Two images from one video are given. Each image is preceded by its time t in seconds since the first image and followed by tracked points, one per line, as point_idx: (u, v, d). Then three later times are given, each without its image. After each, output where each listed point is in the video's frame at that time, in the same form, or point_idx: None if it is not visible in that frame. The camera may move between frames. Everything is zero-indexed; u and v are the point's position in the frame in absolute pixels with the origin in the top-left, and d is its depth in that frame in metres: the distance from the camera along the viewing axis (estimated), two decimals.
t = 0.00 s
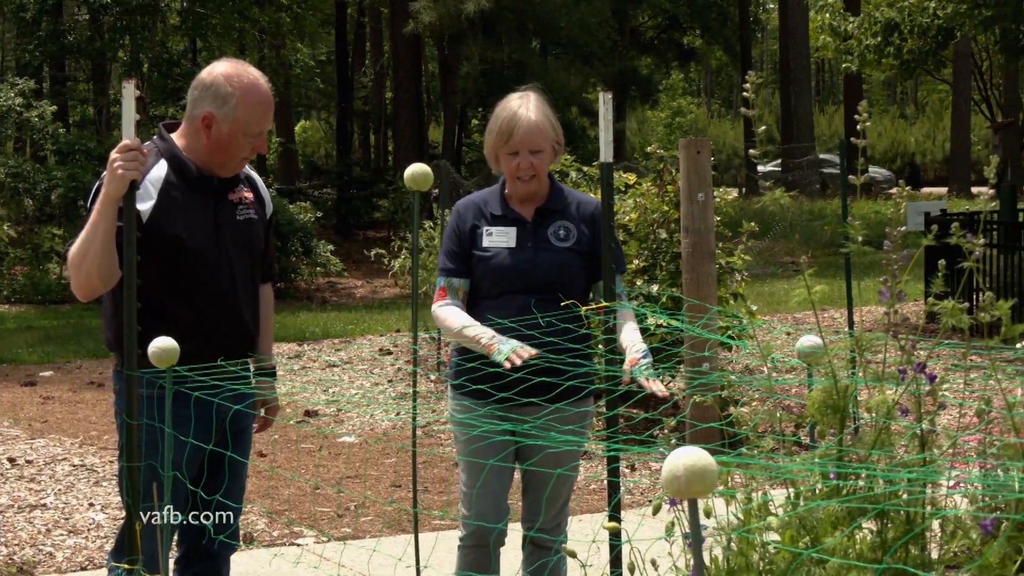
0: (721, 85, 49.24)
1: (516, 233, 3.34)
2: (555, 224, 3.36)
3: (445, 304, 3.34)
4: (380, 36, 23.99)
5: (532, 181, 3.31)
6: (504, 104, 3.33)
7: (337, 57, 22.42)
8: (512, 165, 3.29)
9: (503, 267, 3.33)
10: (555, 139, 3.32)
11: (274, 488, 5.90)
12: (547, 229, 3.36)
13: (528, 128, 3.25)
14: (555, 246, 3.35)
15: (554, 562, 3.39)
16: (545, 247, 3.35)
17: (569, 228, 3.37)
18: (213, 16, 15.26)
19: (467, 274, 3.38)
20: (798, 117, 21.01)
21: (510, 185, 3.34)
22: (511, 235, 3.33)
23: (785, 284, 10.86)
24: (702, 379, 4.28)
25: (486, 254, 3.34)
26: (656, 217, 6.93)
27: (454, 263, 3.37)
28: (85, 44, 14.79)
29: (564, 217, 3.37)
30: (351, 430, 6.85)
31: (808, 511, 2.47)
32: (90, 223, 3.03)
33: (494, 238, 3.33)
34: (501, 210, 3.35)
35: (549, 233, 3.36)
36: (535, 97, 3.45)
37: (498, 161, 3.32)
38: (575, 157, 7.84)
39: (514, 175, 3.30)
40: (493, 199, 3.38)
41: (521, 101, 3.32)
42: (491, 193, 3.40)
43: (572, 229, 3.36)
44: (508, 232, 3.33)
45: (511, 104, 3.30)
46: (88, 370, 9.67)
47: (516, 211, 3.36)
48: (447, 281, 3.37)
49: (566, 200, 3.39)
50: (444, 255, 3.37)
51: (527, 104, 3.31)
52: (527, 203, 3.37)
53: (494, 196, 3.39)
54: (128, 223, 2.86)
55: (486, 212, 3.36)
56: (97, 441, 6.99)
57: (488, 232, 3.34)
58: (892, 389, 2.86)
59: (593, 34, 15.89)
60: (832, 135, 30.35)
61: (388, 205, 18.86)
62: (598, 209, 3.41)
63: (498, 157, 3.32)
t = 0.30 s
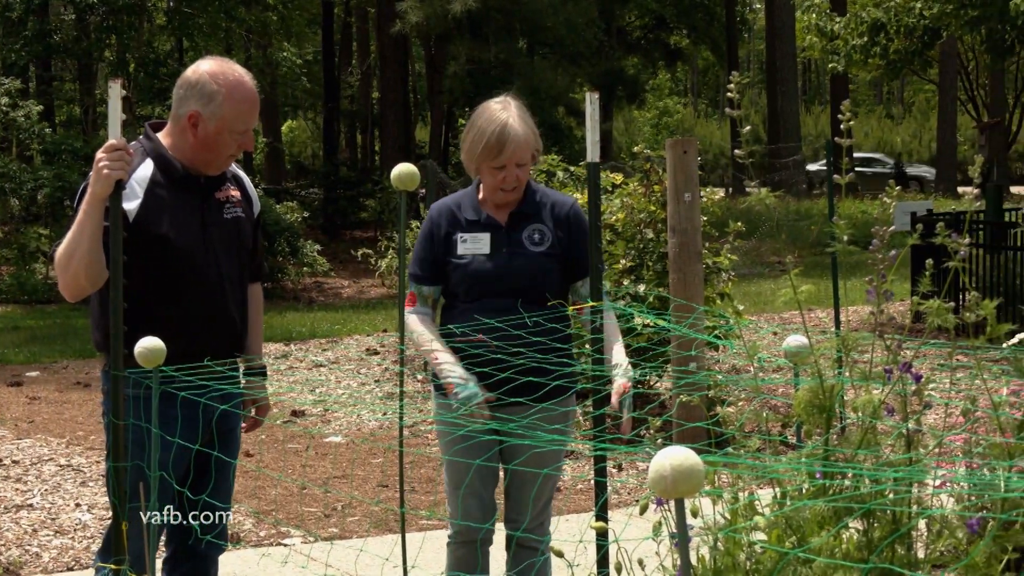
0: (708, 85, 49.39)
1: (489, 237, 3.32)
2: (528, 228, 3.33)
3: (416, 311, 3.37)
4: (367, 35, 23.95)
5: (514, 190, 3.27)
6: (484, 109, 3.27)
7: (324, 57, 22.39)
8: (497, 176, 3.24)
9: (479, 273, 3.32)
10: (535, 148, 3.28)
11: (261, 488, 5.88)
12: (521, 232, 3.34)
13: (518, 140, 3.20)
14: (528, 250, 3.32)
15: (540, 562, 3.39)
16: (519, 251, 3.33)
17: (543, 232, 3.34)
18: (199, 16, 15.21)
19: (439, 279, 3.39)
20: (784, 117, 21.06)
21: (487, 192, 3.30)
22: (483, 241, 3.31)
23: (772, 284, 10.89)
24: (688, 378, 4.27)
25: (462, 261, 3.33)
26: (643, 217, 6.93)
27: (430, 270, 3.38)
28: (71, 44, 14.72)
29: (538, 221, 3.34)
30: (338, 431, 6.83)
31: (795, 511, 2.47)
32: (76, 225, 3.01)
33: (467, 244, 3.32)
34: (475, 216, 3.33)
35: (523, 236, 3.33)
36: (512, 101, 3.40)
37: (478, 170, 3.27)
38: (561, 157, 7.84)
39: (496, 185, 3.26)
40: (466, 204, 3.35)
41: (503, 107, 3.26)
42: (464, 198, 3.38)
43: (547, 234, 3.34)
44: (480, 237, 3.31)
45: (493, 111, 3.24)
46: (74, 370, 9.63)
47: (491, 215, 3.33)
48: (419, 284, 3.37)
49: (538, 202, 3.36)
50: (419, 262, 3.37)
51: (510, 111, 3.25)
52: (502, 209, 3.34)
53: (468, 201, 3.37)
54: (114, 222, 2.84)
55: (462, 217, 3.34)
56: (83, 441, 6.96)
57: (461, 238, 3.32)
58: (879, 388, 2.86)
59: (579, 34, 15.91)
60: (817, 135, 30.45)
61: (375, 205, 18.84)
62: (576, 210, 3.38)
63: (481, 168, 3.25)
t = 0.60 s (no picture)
0: (701, 85, 49.51)
1: (475, 258, 3.28)
2: (514, 250, 3.29)
3: (404, 322, 3.34)
4: (358, 36, 23.91)
5: (503, 218, 3.19)
6: (475, 135, 3.17)
7: (316, 57, 22.34)
8: (488, 207, 3.14)
9: (466, 290, 3.30)
10: (526, 175, 3.18)
11: (253, 488, 5.87)
12: (507, 254, 3.29)
13: (512, 173, 3.10)
14: (513, 274, 3.30)
15: (533, 563, 3.37)
16: (504, 272, 3.30)
17: (530, 254, 3.30)
18: (191, 15, 15.15)
19: (423, 292, 3.37)
20: (776, 118, 21.08)
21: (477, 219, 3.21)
22: (468, 262, 3.27)
23: (763, 284, 10.90)
24: (680, 379, 4.26)
25: (447, 277, 3.30)
26: (634, 217, 6.94)
27: (416, 283, 3.34)
28: (63, 44, 14.65)
29: (525, 243, 3.30)
30: (330, 431, 6.82)
31: (787, 511, 2.47)
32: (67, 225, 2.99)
33: (452, 264, 3.28)
34: (461, 236, 3.28)
35: (509, 259, 3.29)
36: (502, 122, 3.30)
37: (469, 199, 3.17)
38: (554, 157, 7.83)
39: (486, 215, 3.17)
40: (452, 222, 3.30)
41: (494, 134, 3.16)
42: (451, 212, 3.31)
43: (533, 255, 3.30)
44: (466, 258, 3.27)
45: (484, 139, 3.13)
46: (66, 370, 9.60)
47: (477, 236, 3.28)
48: (406, 297, 3.34)
49: (526, 223, 3.30)
50: (406, 273, 3.34)
51: (503, 139, 3.15)
52: (488, 230, 3.28)
53: (455, 216, 3.31)
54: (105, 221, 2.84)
55: (448, 235, 3.29)
56: (74, 442, 6.95)
57: (447, 257, 3.28)
58: (870, 388, 2.87)
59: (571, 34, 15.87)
60: (810, 135, 30.51)
61: (367, 206, 18.81)
62: (562, 228, 3.30)
63: (471, 199, 3.15)
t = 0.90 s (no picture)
0: (699, 88, 49.57)
1: (475, 273, 3.27)
2: (514, 267, 3.30)
3: (404, 331, 3.35)
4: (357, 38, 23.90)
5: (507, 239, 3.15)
6: (479, 157, 3.12)
7: (314, 60, 22.33)
8: (492, 229, 3.10)
9: (464, 304, 3.30)
10: (530, 195, 3.16)
11: (252, 491, 5.87)
12: (507, 271, 3.30)
13: (519, 194, 3.07)
14: (512, 290, 3.31)
15: (531, 565, 3.37)
16: (504, 288, 3.30)
17: (529, 271, 3.31)
18: (190, 18, 15.14)
19: (423, 301, 3.36)
20: (774, 121, 21.08)
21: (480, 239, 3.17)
22: (468, 277, 3.27)
23: (761, 287, 10.91)
24: (678, 383, 4.26)
25: (446, 289, 3.30)
26: (633, 220, 6.94)
27: (415, 293, 3.34)
28: (61, 47, 14.61)
29: (525, 260, 3.30)
30: (328, 434, 6.82)
31: (785, 514, 2.48)
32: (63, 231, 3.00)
33: (452, 278, 3.28)
34: (461, 251, 3.27)
35: (509, 276, 3.30)
36: (504, 142, 3.27)
37: (472, 219, 3.13)
38: (552, 160, 7.82)
39: (491, 236, 3.13)
40: (452, 236, 3.28)
41: (499, 154, 3.13)
42: (452, 225, 3.29)
43: (532, 272, 3.30)
44: (466, 273, 3.27)
45: (490, 161, 3.09)
46: (64, 373, 9.60)
47: (477, 252, 3.27)
48: (405, 306, 3.34)
49: (527, 239, 3.29)
50: (405, 282, 3.33)
51: (507, 161, 3.11)
52: (489, 246, 3.27)
53: (455, 230, 3.29)
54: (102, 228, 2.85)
55: (447, 248, 3.28)
56: (73, 444, 6.94)
57: (447, 272, 3.28)
58: (869, 391, 2.87)
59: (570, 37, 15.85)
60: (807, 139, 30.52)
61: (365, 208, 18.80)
62: (563, 243, 3.30)
63: (475, 222, 3.11)
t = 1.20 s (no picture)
0: (699, 89, 49.61)
1: (479, 280, 3.27)
2: (518, 274, 3.29)
3: (404, 335, 3.35)
4: (356, 40, 23.90)
5: (513, 240, 3.15)
6: (483, 157, 3.13)
7: (314, 61, 22.34)
8: (498, 228, 3.10)
9: (467, 310, 3.29)
10: (536, 196, 3.15)
11: (252, 492, 5.87)
12: (511, 279, 3.29)
13: (524, 193, 3.06)
14: (515, 298, 3.30)
15: (532, 564, 3.37)
16: (507, 296, 3.30)
17: (533, 279, 3.29)
18: (190, 19, 15.14)
19: (426, 306, 3.36)
20: (774, 122, 21.08)
21: (486, 241, 3.17)
22: (472, 285, 3.27)
23: (761, 288, 10.92)
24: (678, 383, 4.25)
25: (449, 295, 3.29)
26: (633, 221, 6.95)
27: (419, 299, 3.34)
28: (61, 48, 14.59)
29: (529, 268, 3.29)
30: (328, 434, 6.83)
31: (785, 514, 2.47)
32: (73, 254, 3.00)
33: (456, 285, 3.27)
34: (465, 257, 3.27)
35: (512, 283, 3.29)
36: (509, 145, 3.27)
37: (478, 221, 3.13)
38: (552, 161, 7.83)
39: (497, 236, 3.13)
40: (457, 242, 3.28)
41: (504, 155, 3.13)
42: (455, 231, 3.28)
43: (536, 280, 3.29)
44: (469, 280, 3.27)
45: (495, 160, 3.10)
46: (64, 374, 9.60)
47: (482, 258, 3.27)
48: (407, 311, 3.34)
49: (532, 246, 3.28)
50: (409, 287, 3.33)
51: (511, 159, 3.12)
52: (494, 253, 3.27)
53: (459, 235, 3.29)
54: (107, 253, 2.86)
55: (452, 254, 3.28)
56: (74, 445, 6.94)
57: (451, 278, 3.28)
58: (868, 392, 2.87)
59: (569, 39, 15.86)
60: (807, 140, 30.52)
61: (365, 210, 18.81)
62: (566, 251, 3.29)
63: (481, 221, 3.10)
